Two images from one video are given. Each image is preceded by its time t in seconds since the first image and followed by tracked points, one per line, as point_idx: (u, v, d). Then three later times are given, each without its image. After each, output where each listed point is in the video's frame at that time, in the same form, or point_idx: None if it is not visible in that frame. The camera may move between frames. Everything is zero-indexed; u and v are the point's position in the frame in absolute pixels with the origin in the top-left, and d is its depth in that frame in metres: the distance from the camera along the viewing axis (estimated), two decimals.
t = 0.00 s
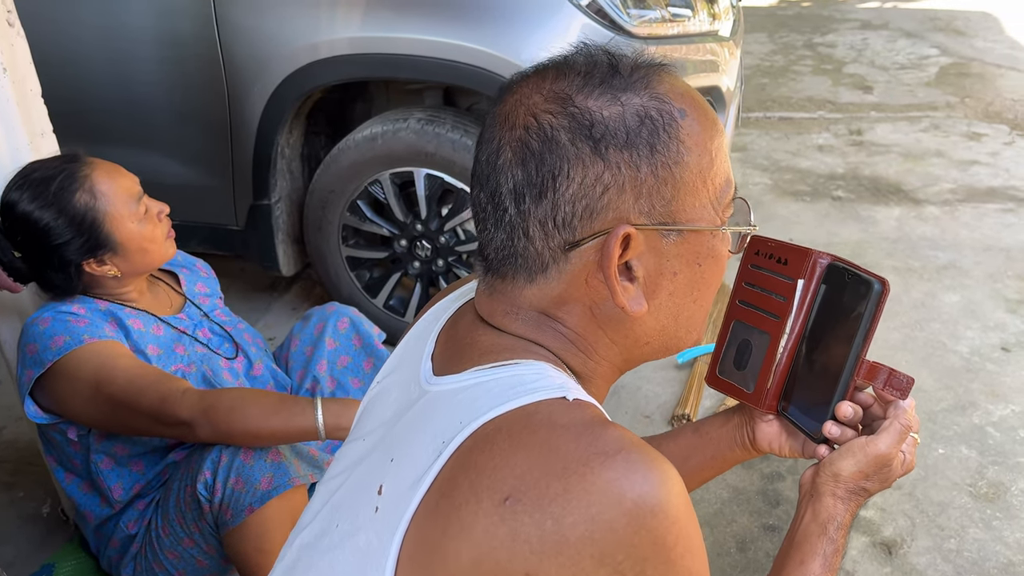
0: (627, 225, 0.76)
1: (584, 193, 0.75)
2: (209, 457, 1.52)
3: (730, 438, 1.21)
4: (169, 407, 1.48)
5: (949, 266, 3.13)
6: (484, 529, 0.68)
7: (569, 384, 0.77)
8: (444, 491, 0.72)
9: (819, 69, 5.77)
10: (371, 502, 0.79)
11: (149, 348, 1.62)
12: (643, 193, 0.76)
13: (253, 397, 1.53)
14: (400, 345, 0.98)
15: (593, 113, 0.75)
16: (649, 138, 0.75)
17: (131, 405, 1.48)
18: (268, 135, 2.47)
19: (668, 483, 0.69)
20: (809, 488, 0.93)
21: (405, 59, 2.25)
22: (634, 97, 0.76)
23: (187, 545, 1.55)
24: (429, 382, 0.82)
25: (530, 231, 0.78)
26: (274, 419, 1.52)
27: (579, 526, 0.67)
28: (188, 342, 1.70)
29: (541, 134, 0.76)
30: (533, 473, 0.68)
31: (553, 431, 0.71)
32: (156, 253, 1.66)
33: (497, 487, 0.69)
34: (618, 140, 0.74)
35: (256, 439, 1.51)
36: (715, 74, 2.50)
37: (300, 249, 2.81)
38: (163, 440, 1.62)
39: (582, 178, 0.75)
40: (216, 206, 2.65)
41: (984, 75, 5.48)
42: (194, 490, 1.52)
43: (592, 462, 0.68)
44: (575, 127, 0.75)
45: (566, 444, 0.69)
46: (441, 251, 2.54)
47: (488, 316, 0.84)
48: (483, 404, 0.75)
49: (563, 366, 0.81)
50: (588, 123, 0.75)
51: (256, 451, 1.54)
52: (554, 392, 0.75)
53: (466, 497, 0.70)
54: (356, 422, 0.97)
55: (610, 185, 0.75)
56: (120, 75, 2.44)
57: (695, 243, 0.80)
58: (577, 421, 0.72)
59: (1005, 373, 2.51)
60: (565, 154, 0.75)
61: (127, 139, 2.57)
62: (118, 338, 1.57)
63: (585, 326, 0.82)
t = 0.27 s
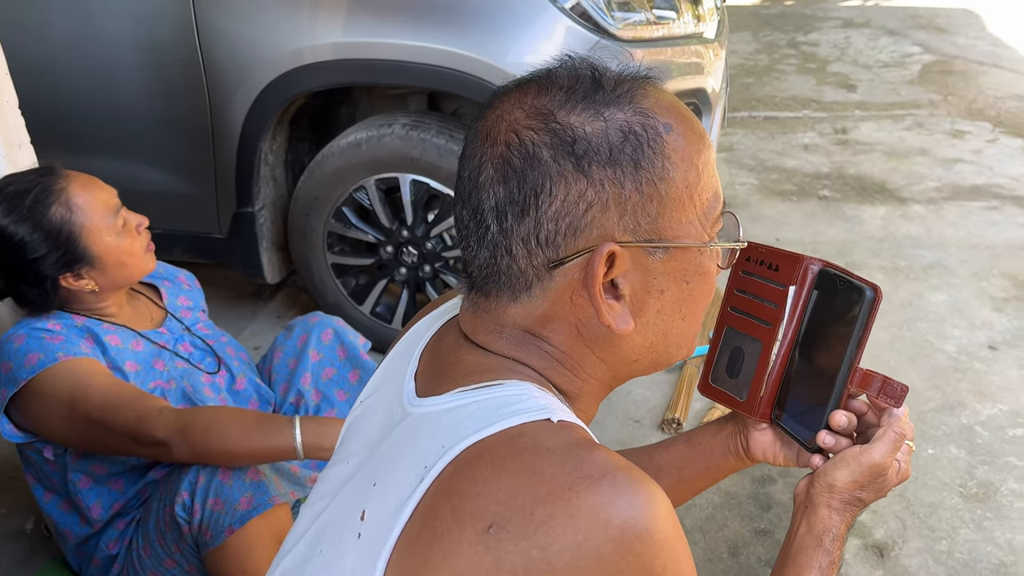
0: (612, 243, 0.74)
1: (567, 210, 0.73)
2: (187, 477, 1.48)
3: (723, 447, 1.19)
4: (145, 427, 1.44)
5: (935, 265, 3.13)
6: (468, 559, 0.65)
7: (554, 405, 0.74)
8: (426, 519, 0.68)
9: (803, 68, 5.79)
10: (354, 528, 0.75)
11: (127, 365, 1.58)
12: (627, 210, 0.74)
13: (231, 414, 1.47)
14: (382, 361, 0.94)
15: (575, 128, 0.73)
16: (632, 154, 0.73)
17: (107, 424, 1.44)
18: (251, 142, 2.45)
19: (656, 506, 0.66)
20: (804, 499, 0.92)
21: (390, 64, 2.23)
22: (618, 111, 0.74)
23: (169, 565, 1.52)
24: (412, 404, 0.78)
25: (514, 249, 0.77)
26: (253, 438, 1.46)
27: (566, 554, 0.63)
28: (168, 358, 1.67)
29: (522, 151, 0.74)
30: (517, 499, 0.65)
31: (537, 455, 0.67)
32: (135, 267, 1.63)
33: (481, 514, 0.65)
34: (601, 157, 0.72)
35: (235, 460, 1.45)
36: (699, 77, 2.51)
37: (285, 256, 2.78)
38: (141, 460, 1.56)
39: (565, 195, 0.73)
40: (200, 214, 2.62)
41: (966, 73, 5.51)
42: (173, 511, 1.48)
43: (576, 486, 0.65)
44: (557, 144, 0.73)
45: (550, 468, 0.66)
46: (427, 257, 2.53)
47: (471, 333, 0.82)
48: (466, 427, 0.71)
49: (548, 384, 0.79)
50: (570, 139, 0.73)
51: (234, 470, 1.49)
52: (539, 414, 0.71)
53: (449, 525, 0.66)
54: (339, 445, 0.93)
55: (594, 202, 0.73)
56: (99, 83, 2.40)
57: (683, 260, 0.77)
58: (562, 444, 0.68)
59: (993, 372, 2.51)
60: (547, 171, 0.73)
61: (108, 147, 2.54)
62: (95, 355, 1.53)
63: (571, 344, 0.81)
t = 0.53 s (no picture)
0: (602, 230, 0.74)
1: (556, 199, 0.73)
2: (138, 501, 1.38)
3: (703, 434, 1.20)
4: (90, 452, 1.33)
5: (871, 252, 3.23)
6: (471, 559, 0.61)
7: (551, 398, 0.71)
8: (424, 520, 0.64)
9: (731, 66, 5.92)
10: (346, 533, 0.70)
11: (69, 389, 1.49)
12: (617, 196, 0.73)
13: (183, 432, 1.36)
14: (365, 361, 0.91)
15: (562, 115, 0.72)
16: (620, 139, 0.73)
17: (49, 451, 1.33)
18: (189, 150, 2.38)
19: (660, 495, 0.64)
20: (790, 480, 0.92)
21: (332, 66, 2.20)
22: (604, 97, 0.73)
23: None
24: (400, 404, 0.75)
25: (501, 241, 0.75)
26: (206, 457, 1.35)
27: (572, 549, 0.61)
28: (114, 378, 1.58)
29: (509, 139, 0.73)
30: (520, 494, 0.62)
31: (537, 448, 0.65)
32: (72, 282, 1.51)
33: (484, 512, 0.62)
34: (590, 143, 0.72)
35: (190, 481, 1.35)
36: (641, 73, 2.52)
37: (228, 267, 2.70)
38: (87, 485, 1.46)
39: (554, 183, 0.72)
40: (137, 226, 2.52)
41: (885, 67, 5.71)
42: (126, 537, 1.38)
43: (580, 479, 0.63)
44: (544, 131, 0.72)
45: (552, 461, 0.64)
46: (377, 262, 2.50)
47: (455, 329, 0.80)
48: (460, 424, 0.68)
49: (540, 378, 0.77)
50: (558, 126, 0.72)
51: (190, 490, 1.39)
52: (536, 408, 0.68)
53: (449, 525, 0.63)
54: (317, 452, 0.88)
55: (583, 190, 0.73)
56: (23, 93, 2.29)
57: (671, 245, 0.78)
58: (562, 436, 0.66)
59: (932, 352, 2.59)
60: (536, 159, 0.72)
61: (35, 160, 2.41)
62: (32, 380, 1.44)
63: (562, 335, 0.79)
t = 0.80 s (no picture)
0: (651, 216, 0.75)
1: (608, 186, 0.74)
2: (127, 535, 1.32)
3: (717, 417, 1.22)
4: (74, 489, 1.27)
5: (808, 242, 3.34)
6: (556, 541, 0.63)
7: (608, 383, 0.73)
8: (502, 511, 0.66)
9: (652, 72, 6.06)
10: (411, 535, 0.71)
11: (40, 427, 1.43)
12: (665, 182, 0.75)
13: (173, 459, 1.31)
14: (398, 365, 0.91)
15: (611, 104, 0.74)
16: (667, 126, 0.75)
17: (31, 488, 1.26)
18: (132, 174, 2.30)
19: (731, 468, 0.66)
20: (813, 453, 0.96)
21: (280, 82, 2.20)
22: (649, 86, 0.75)
23: None
24: (454, 401, 0.76)
25: (551, 231, 0.76)
26: (199, 482, 1.30)
27: (656, 522, 0.63)
28: (84, 413, 1.51)
29: (560, 130, 0.74)
30: (599, 477, 0.64)
31: (610, 431, 0.66)
32: (35, 315, 1.44)
33: (564, 495, 0.64)
34: (639, 130, 0.74)
35: (182, 507, 1.30)
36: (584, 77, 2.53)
37: (176, 292, 2.62)
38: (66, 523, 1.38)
39: (605, 170, 0.74)
40: (77, 257, 2.41)
41: (798, 67, 5.94)
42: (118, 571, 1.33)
43: (656, 457, 0.65)
44: (594, 120, 0.74)
45: (628, 443, 0.66)
46: (333, 278, 2.45)
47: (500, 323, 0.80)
48: (526, 416, 0.70)
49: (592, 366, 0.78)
50: (607, 114, 0.74)
51: (182, 518, 1.35)
52: (598, 393, 0.70)
53: (530, 512, 0.65)
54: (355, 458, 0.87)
55: (634, 176, 0.74)
56: None
57: (715, 229, 0.79)
58: (631, 418, 0.68)
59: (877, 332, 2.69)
60: (587, 147, 0.73)
61: None
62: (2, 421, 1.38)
63: (610, 323, 0.80)
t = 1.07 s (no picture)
0: (701, 204, 0.86)
1: (664, 177, 0.85)
2: (156, 538, 1.37)
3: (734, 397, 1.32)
4: (102, 494, 1.31)
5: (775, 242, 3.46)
6: (631, 501, 0.70)
7: (662, 358, 0.80)
8: (577, 476, 0.73)
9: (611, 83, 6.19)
10: (488, 504, 0.79)
11: (59, 437, 1.45)
12: (713, 172, 0.86)
13: (200, 462, 1.37)
14: (456, 355, 0.99)
15: (666, 104, 0.84)
16: (714, 123, 0.85)
17: (59, 496, 1.29)
18: (118, 191, 2.30)
19: (781, 431, 0.74)
20: (830, 426, 1.09)
21: (269, 96, 2.22)
22: (696, 87, 0.86)
23: None
24: (519, 381, 0.84)
25: (612, 219, 0.86)
26: (227, 484, 1.36)
27: (720, 478, 0.70)
28: (99, 424, 1.54)
29: (619, 127, 0.85)
30: (667, 441, 0.71)
31: (674, 399, 0.74)
32: (52, 328, 1.47)
33: (636, 459, 0.71)
34: (691, 127, 0.84)
35: (211, 509, 1.36)
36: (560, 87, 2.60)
37: (160, 308, 2.61)
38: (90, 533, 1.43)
39: (661, 163, 0.84)
40: (61, 275, 2.40)
41: (752, 75, 6.12)
42: None
43: (717, 422, 0.72)
44: (651, 118, 0.84)
45: (691, 408, 0.73)
46: (321, 288, 2.48)
47: (561, 307, 0.90)
48: (592, 390, 0.77)
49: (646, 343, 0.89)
50: (662, 113, 0.84)
51: (209, 521, 1.40)
52: (657, 367, 0.78)
53: (606, 476, 0.71)
54: (416, 444, 0.97)
55: (687, 168, 0.85)
56: None
57: (752, 217, 0.90)
58: (690, 388, 0.75)
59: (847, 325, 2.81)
60: (646, 143, 0.84)
61: None
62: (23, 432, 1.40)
63: (660, 305, 0.91)
